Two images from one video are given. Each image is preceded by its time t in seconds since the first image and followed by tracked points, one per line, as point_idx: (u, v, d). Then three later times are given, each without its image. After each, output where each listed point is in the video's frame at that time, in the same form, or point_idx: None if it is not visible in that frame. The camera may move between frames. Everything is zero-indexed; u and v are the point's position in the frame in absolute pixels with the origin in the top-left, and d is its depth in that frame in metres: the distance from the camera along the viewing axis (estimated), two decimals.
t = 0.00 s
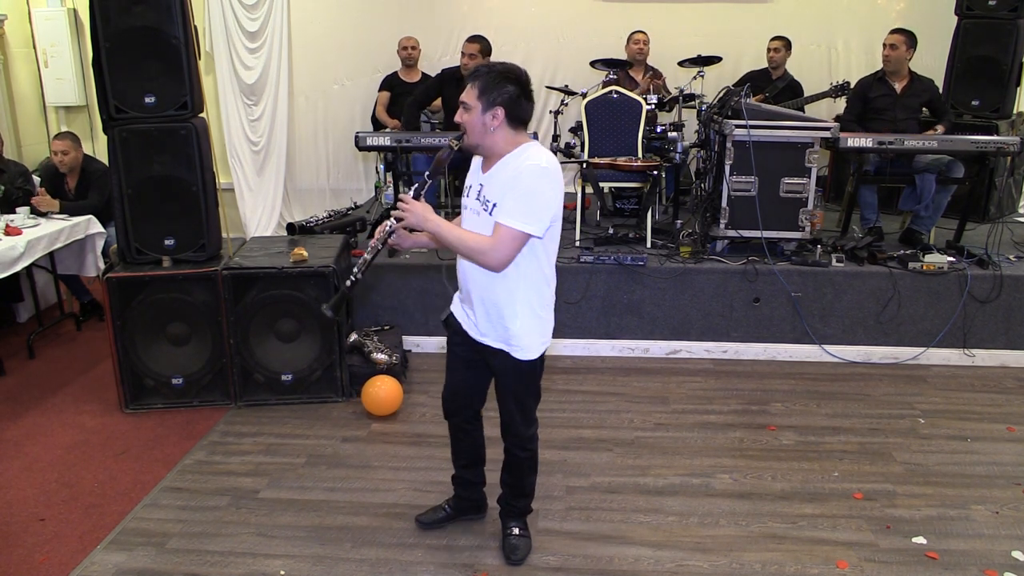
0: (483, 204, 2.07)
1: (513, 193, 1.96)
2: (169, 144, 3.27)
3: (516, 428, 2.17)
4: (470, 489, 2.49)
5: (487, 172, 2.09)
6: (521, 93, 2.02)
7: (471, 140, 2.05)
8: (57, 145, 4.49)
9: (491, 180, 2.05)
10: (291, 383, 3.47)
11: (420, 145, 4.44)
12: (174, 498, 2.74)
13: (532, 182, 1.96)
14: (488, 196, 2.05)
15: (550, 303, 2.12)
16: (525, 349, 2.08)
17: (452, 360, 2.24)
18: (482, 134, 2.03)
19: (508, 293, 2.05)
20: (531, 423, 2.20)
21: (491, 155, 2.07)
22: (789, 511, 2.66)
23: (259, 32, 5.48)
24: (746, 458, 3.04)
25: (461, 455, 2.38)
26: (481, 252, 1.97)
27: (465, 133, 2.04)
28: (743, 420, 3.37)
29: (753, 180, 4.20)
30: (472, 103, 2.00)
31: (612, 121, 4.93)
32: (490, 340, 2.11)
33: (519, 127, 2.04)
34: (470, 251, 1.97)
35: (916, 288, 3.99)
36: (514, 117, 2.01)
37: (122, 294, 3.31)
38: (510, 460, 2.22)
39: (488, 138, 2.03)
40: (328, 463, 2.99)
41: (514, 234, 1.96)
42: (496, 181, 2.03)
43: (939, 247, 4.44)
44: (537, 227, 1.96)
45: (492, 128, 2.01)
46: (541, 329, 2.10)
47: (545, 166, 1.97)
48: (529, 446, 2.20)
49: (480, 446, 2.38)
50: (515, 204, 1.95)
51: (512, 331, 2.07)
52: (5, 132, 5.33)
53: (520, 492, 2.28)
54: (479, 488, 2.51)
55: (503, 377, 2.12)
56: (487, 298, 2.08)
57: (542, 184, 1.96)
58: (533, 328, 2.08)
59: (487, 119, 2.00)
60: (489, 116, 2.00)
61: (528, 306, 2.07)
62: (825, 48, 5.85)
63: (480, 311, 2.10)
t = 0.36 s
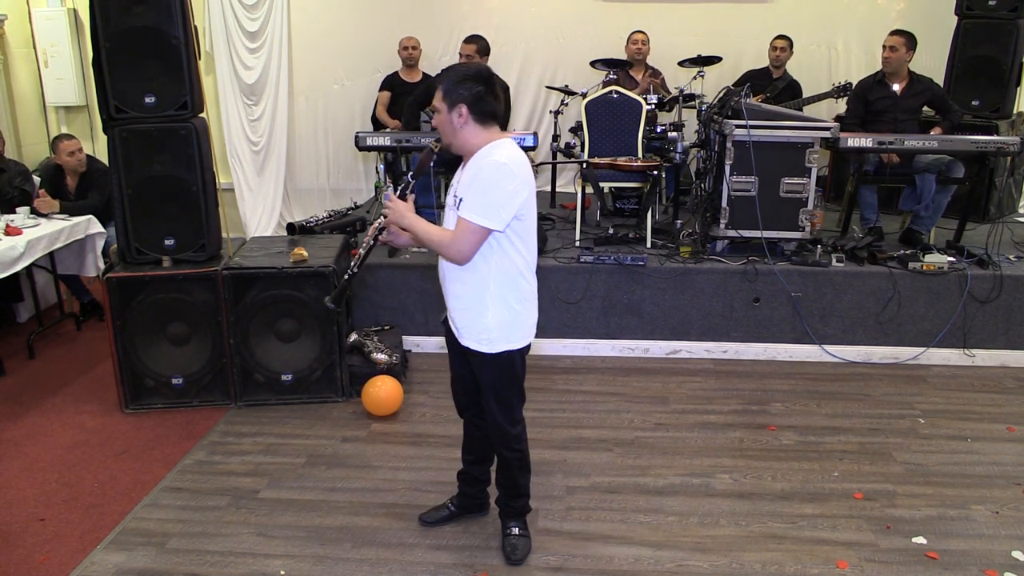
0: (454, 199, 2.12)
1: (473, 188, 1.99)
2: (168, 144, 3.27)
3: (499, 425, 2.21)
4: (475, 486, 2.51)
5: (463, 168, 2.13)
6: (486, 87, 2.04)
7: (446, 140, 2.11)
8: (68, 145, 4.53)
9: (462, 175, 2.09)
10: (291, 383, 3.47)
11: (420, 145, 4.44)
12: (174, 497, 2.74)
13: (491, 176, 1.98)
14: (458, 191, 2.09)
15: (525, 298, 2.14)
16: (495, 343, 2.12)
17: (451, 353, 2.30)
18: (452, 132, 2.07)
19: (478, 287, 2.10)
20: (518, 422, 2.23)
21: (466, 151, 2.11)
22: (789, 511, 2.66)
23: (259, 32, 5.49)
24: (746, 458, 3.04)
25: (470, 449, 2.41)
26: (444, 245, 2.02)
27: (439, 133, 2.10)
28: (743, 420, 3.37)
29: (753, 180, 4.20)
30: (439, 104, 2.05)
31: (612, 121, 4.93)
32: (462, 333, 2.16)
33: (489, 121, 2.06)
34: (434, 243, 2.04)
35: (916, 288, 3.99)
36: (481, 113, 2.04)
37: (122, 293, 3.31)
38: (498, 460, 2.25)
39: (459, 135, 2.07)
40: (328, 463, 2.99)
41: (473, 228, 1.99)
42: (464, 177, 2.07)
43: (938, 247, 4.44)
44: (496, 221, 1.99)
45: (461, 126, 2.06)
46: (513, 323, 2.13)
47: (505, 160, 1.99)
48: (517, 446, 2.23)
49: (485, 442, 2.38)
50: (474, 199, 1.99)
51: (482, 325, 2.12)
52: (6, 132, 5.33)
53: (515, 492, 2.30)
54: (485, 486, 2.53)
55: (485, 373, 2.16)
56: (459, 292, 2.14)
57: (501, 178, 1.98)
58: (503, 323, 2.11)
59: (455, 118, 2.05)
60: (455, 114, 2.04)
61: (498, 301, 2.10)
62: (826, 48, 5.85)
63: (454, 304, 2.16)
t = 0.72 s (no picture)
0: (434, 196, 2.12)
1: (454, 181, 2.01)
2: (168, 144, 3.27)
3: (495, 419, 2.22)
4: (475, 486, 2.52)
5: (441, 166, 2.14)
6: (461, 86, 2.06)
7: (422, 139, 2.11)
8: (70, 145, 4.53)
9: (440, 172, 2.10)
10: (291, 383, 3.48)
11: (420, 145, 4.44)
12: (174, 497, 2.74)
13: (472, 168, 2.00)
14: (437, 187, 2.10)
15: (511, 288, 2.16)
16: (483, 333, 2.12)
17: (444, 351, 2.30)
18: (429, 131, 2.08)
19: (464, 278, 2.11)
20: (515, 416, 2.25)
21: (443, 149, 2.12)
22: (789, 511, 2.66)
23: (259, 32, 5.49)
24: (746, 458, 3.04)
25: (469, 446, 2.42)
26: (427, 238, 2.02)
27: (416, 132, 2.11)
28: (743, 420, 3.37)
29: (753, 180, 4.20)
30: (415, 104, 2.05)
31: (612, 121, 4.93)
32: (449, 325, 2.17)
33: (464, 120, 2.08)
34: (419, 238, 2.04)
35: (916, 288, 3.99)
36: (458, 110, 2.06)
37: (122, 293, 3.31)
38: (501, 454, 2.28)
39: (436, 134, 2.08)
40: (328, 463, 2.99)
41: (456, 219, 2.00)
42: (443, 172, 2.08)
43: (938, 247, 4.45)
44: (478, 211, 2.01)
45: (438, 124, 2.06)
46: (500, 313, 2.14)
47: (484, 154, 2.02)
48: (516, 440, 2.25)
49: (487, 440, 2.41)
50: (455, 191, 2.00)
51: (469, 316, 2.12)
52: (6, 132, 5.33)
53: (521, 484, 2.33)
54: (485, 485, 2.53)
55: (479, 367, 2.17)
56: (444, 284, 2.14)
57: (482, 169, 2.01)
58: (490, 312, 2.12)
59: (431, 117, 2.06)
60: (432, 113, 2.05)
61: (484, 291, 2.11)
62: (826, 48, 5.85)
63: (440, 297, 2.16)
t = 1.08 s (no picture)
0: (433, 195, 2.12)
1: (454, 180, 2.02)
2: (168, 144, 3.27)
3: (496, 416, 2.24)
4: (474, 486, 2.51)
5: (441, 164, 2.14)
6: (464, 83, 2.07)
7: (424, 135, 2.10)
8: (71, 145, 4.53)
9: (440, 170, 2.11)
10: (291, 383, 3.48)
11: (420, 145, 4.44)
12: (174, 497, 2.74)
13: (471, 168, 2.01)
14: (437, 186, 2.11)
15: (506, 288, 2.16)
16: (479, 332, 2.13)
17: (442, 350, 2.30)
18: (432, 126, 2.08)
19: (460, 278, 2.11)
20: (514, 412, 2.26)
21: (444, 146, 2.11)
22: (789, 511, 2.66)
23: (259, 32, 5.49)
24: (746, 458, 3.04)
25: (467, 446, 2.42)
26: (426, 237, 2.03)
27: (417, 128, 2.10)
28: (743, 420, 3.37)
29: (753, 180, 4.20)
30: (419, 99, 2.05)
31: (612, 121, 4.93)
32: (444, 325, 2.17)
33: (467, 117, 2.09)
34: (418, 237, 2.04)
35: (917, 288, 3.99)
36: (461, 107, 2.07)
37: (121, 293, 3.31)
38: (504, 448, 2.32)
39: (438, 131, 2.08)
40: (328, 463, 2.99)
41: (455, 219, 2.01)
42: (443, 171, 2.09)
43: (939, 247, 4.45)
44: (478, 211, 2.02)
45: (441, 120, 2.06)
46: (495, 313, 2.14)
47: (485, 153, 2.03)
48: (517, 433, 2.27)
49: (486, 440, 2.41)
50: (455, 191, 2.01)
51: (464, 315, 2.13)
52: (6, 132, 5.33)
53: (527, 473, 2.40)
54: (484, 484, 2.53)
55: (478, 367, 2.18)
56: (440, 284, 2.15)
57: (482, 170, 2.01)
58: (485, 313, 2.12)
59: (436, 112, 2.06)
60: (435, 108, 2.05)
61: (480, 291, 2.12)
62: (826, 48, 5.85)
63: (435, 297, 2.17)
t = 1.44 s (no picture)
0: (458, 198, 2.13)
1: (483, 186, 2.02)
2: (168, 144, 3.27)
3: (504, 416, 2.24)
4: (474, 486, 2.51)
5: (465, 167, 2.15)
6: (490, 87, 2.06)
7: (449, 139, 2.11)
8: (72, 145, 4.54)
9: (466, 174, 2.11)
10: (291, 383, 3.48)
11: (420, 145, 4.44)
12: (174, 497, 2.74)
13: (502, 175, 2.02)
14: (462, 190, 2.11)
15: (521, 292, 2.17)
16: (492, 335, 2.14)
17: (449, 350, 2.31)
18: (458, 131, 2.08)
19: (478, 282, 2.12)
20: (522, 412, 2.26)
21: (469, 150, 2.12)
22: (789, 511, 2.66)
23: (259, 32, 5.49)
24: (746, 458, 3.04)
25: (469, 447, 2.42)
26: (453, 242, 2.03)
27: (442, 131, 2.11)
28: (743, 420, 3.37)
29: (753, 180, 4.20)
30: (444, 104, 2.05)
31: (612, 121, 4.93)
32: (460, 327, 2.19)
33: (492, 121, 2.08)
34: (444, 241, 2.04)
35: (917, 288, 3.99)
36: (487, 112, 2.06)
37: (121, 293, 3.31)
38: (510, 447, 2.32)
39: (464, 135, 2.09)
40: (328, 463, 2.99)
41: (484, 225, 2.02)
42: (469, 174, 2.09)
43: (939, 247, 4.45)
44: (505, 218, 2.03)
45: (467, 125, 2.07)
46: (511, 316, 2.16)
47: (513, 160, 2.03)
48: (523, 434, 2.28)
49: (490, 439, 2.41)
50: (484, 197, 2.02)
51: (479, 318, 2.14)
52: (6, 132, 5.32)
53: (531, 473, 2.41)
54: (485, 485, 2.54)
55: (488, 367, 2.18)
56: (458, 287, 2.16)
57: (512, 178, 2.02)
58: (501, 316, 2.14)
59: (461, 117, 2.06)
60: (462, 114, 2.06)
61: (496, 294, 2.12)
62: (826, 48, 5.85)
63: (452, 299, 2.18)
